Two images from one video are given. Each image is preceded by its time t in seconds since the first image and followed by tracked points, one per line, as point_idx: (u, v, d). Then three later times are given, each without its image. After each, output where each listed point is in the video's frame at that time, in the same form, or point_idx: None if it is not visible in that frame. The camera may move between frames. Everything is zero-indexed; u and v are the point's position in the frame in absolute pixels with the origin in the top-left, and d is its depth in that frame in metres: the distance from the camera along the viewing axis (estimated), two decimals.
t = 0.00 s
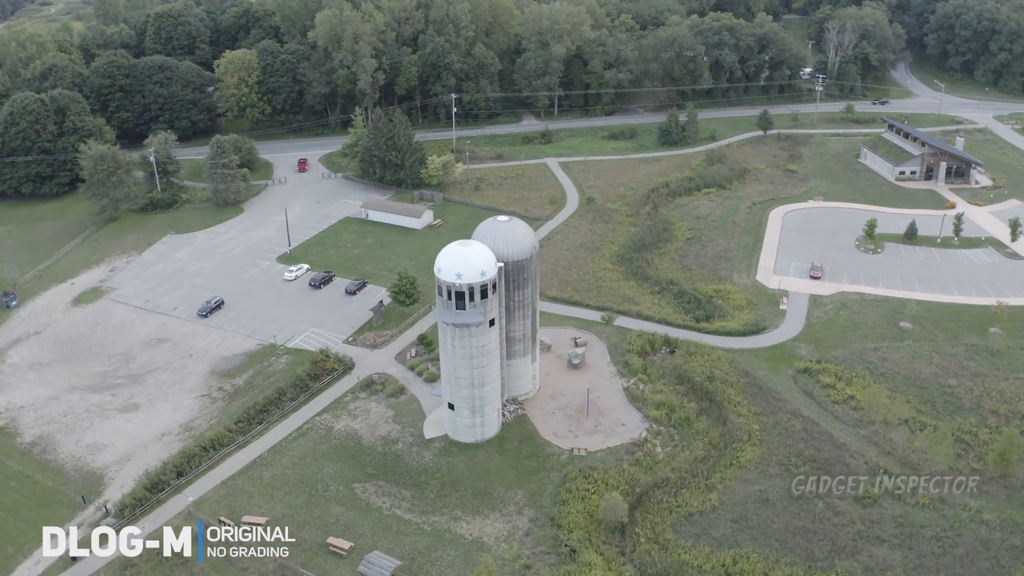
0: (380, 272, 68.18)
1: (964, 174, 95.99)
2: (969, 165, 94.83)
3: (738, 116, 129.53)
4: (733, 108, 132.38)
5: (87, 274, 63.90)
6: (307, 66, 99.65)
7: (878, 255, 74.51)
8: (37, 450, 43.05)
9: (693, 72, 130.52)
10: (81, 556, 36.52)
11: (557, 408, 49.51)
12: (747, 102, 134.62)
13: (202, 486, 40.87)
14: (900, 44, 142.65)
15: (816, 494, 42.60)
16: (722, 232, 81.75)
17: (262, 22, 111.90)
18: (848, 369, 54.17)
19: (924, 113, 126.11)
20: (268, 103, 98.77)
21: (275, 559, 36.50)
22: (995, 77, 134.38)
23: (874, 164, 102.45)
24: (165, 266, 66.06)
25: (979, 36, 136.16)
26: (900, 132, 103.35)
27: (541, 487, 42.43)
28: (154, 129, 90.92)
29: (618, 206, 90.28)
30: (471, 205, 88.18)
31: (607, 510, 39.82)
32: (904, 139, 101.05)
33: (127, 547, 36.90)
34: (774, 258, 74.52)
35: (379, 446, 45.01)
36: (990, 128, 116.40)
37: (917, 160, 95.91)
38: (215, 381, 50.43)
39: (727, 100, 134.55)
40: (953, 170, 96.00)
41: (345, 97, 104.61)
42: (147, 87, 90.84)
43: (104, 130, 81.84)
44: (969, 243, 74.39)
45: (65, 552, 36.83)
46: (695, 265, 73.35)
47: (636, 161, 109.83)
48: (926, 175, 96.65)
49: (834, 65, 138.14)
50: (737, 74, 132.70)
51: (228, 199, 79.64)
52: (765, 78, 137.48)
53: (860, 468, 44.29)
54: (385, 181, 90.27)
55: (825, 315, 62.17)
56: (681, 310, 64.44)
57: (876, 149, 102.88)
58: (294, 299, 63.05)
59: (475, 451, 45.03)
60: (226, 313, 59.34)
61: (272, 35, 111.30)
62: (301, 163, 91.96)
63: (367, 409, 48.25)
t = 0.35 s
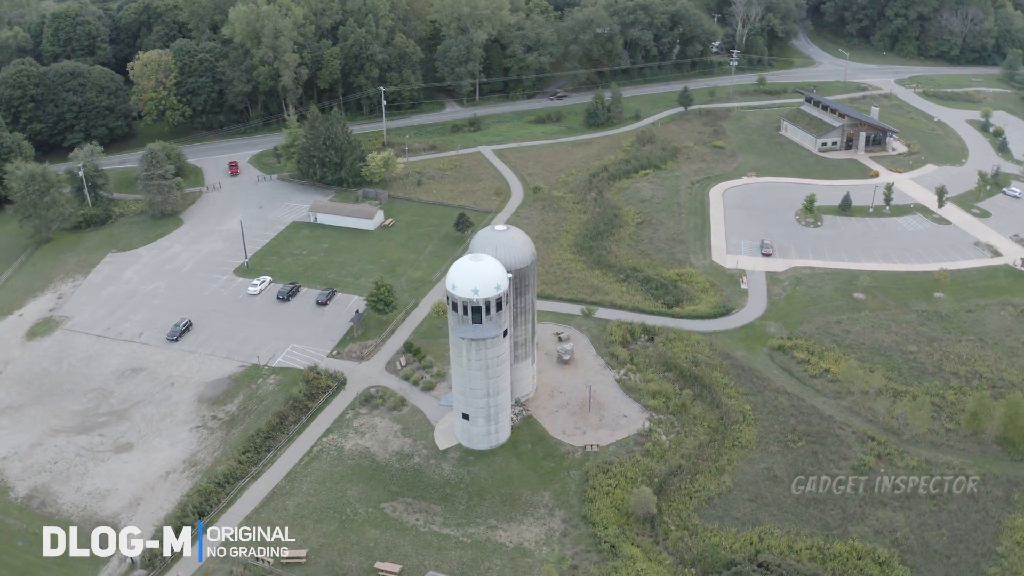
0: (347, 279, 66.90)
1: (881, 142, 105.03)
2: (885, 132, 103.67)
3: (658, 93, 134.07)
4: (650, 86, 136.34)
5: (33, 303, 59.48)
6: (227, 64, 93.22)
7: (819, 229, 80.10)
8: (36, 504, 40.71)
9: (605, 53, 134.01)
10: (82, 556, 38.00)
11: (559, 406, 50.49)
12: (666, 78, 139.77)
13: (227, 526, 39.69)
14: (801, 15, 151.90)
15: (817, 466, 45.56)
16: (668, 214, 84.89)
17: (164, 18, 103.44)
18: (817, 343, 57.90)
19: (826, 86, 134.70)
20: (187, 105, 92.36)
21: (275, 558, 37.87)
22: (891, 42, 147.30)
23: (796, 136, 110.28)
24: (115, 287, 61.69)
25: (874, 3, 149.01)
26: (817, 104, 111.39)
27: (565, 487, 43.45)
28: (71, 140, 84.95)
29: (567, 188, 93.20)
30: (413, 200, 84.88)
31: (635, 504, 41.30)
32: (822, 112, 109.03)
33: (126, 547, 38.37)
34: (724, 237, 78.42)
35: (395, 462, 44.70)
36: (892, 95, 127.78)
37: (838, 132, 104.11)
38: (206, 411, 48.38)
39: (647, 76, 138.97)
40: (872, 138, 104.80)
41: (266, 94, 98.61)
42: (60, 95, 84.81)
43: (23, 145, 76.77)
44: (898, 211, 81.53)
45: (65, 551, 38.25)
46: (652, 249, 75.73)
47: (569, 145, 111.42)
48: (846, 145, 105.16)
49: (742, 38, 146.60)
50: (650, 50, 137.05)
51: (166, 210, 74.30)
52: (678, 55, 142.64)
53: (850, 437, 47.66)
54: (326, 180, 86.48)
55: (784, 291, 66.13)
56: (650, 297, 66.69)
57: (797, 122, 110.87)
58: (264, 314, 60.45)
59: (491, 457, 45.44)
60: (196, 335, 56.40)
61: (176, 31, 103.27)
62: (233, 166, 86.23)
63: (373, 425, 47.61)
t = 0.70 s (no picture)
0: (313, 290, 64.84)
1: (792, 112, 113.30)
2: (796, 103, 112.08)
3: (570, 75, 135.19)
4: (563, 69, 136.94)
5: None
6: (138, 73, 87.16)
7: (756, 204, 85.02)
8: (53, 571, 38.67)
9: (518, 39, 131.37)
10: (83, 557, 39.41)
11: (562, 403, 51.57)
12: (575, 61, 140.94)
13: (267, 566, 38.88)
14: None
15: (812, 434, 48.81)
16: (611, 200, 86.74)
17: (56, 25, 95.96)
18: (783, 317, 61.62)
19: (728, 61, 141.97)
20: (100, 119, 86.62)
21: (275, 559, 39.19)
22: (781, 11, 162.74)
23: (712, 110, 116.29)
24: (68, 323, 57.22)
25: None
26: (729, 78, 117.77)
27: (588, 482, 44.75)
28: None
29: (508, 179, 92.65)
30: (360, 204, 81.82)
31: (661, 491, 43.16)
32: (736, 86, 115.69)
33: (127, 547, 39.84)
34: (671, 218, 81.69)
35: (418, 477, 44.61)
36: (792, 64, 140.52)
37: (754, 105, 111.17)
38: (207, 447, 46.46)
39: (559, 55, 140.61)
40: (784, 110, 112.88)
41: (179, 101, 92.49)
42: None
43: None
44: (824, 181, 88.33)
45: (66, 552, 39.64)
46: (607, 236, 77.37)
47: (496, 134, 108.89)
48: (762, 116, 112.33)
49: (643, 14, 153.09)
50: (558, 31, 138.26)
51: (101, 234, 68.96)
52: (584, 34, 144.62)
53: (834, 403, 51.19)
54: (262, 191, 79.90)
55: (740, 268, 69.94)
56: (617, 285, 68.61)
57: (712, 96, 116.80)
58: (238, 337, 57.50)
59: (511, 461, 46.08)
60: (172, 367, 53.19)
61: (70, 40, 95.82)
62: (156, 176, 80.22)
63: (384, 443, 47.13)
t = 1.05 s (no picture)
0: (279, 312, 61.32)
1: (708, 101, 117.66)
2: (712, 92, 116.75)
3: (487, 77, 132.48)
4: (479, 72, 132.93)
5: None
6: (48, 102, 81.40)
7: (695, 192, 88.54)
8: None
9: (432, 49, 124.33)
10: (82, 556, 39.49)
11: (563, 402, 51.57)
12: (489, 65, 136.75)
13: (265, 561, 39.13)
14: None
15: (806, 405, 50.99)
16: (556, 198, 86.59)
17: None
18: (751, 298, 64.12)
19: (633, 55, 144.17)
20: (9, 154, 79.74)
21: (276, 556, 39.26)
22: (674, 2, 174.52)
23: (631, 103, 118.47)
24: (17, 373, 52.22)
25: None
26: (644, 72, 120.29)
27: (611, 477, 45.07)
28: None
29: (448, 187, 89.77)
30: (306, 221, 76.52)
31: (685, 476, 44.06)
32: (652, 78, 118.22)
33: (127, 547, 40.00)
34: (619, 211, 83.45)
35: (441, 493, 43.53)
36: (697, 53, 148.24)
37: (673, 96, 114.51)
38: (208, 489, 43.63)
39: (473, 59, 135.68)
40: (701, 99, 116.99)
41: (91, 129, 85.96)
42: None
43: None
44: (755, 165, 93.98)
45: (65, 551, 39.70)
46: (563, 235, 77.64)
47: (423, 140, 103.46)
48: (678, 108, 116.61)
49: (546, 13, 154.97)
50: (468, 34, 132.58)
51: (32, 275, 62.76)
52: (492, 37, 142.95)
53: (819, 374, 53.68)
54: (199, 216, 73.80)
55: (697, 254, 72.42)
56: (584, 282, 69.08)
57: (630, 90, 118.88)
58: (211, 371, 53.80)
59: (530, 466, 45.72)
60: (148, 409, 49.46)
61: None
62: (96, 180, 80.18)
63: (396, 463, 45.62)
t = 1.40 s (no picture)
0: (246, 339, 57.59)
1: (623, 93, 120.65)
2: (626, 85, 119.93)
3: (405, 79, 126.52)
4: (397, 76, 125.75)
5: None
6: None
7: (633, 184, 90.76)
8: None
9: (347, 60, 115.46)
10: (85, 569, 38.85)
11: (565, 400, 51.72)
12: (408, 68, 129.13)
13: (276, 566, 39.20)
14: None
15: (794, 378, 53.42)
16: (500, 199, 85.39)
17: None
18: (715, 282, 66.59)
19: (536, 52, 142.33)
20: None
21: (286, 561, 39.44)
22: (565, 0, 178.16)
23: (550, 101, 118.79)
24: None
25: None
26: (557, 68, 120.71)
27: (632, 469, 45.70)
28: None
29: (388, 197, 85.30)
30: (252, 244, 71.37)
31: (703, 458, 45.26)
32: (567, 74, 118.94)
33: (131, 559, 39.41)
34: (566, 208, 84.02)
35: (470, 505, 42.76)
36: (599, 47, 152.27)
37: (592, 92, 116.31)
38: (223, 533, 40.98)
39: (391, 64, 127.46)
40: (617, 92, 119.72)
41: None
42: None
43: None
44: (684, 153, 98.20)
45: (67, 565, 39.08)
46: (517, 236, 77.20)
47: (350, 151, 97.07)
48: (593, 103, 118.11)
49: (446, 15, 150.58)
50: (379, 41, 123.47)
51: None
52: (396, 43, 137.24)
53: (799, 347, 56.42)
54: (136, 247, 67.24)
55: (653, 244, 74.48)
56: (551, 281, 69.30)
57: (547, 88, 119.03)
58: (191, 408, 50.09)
59: (551, 466, 45.62)
60: (133, 457, 45.80)
61: None
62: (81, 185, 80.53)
63: (416, 481, 44.38)
